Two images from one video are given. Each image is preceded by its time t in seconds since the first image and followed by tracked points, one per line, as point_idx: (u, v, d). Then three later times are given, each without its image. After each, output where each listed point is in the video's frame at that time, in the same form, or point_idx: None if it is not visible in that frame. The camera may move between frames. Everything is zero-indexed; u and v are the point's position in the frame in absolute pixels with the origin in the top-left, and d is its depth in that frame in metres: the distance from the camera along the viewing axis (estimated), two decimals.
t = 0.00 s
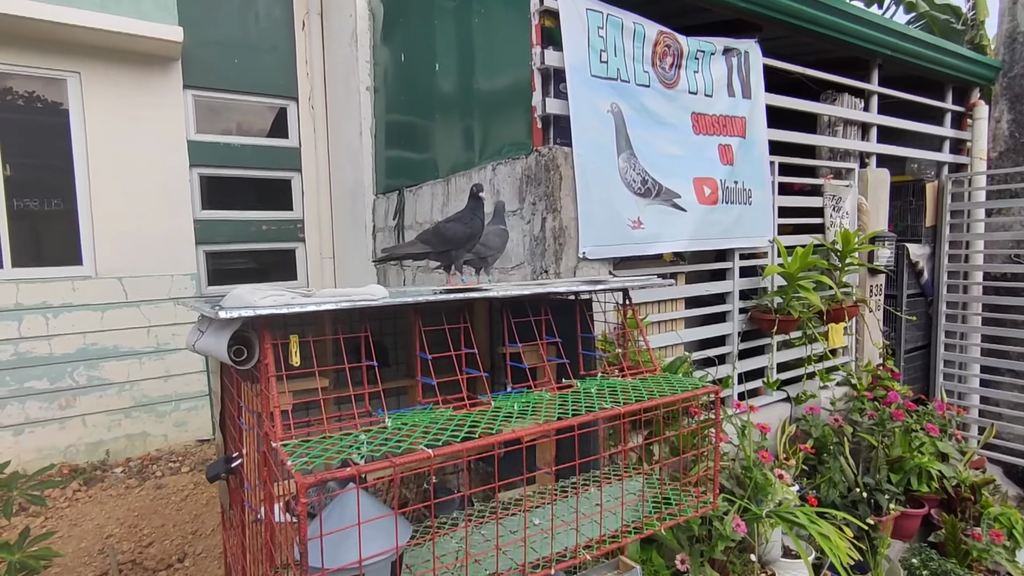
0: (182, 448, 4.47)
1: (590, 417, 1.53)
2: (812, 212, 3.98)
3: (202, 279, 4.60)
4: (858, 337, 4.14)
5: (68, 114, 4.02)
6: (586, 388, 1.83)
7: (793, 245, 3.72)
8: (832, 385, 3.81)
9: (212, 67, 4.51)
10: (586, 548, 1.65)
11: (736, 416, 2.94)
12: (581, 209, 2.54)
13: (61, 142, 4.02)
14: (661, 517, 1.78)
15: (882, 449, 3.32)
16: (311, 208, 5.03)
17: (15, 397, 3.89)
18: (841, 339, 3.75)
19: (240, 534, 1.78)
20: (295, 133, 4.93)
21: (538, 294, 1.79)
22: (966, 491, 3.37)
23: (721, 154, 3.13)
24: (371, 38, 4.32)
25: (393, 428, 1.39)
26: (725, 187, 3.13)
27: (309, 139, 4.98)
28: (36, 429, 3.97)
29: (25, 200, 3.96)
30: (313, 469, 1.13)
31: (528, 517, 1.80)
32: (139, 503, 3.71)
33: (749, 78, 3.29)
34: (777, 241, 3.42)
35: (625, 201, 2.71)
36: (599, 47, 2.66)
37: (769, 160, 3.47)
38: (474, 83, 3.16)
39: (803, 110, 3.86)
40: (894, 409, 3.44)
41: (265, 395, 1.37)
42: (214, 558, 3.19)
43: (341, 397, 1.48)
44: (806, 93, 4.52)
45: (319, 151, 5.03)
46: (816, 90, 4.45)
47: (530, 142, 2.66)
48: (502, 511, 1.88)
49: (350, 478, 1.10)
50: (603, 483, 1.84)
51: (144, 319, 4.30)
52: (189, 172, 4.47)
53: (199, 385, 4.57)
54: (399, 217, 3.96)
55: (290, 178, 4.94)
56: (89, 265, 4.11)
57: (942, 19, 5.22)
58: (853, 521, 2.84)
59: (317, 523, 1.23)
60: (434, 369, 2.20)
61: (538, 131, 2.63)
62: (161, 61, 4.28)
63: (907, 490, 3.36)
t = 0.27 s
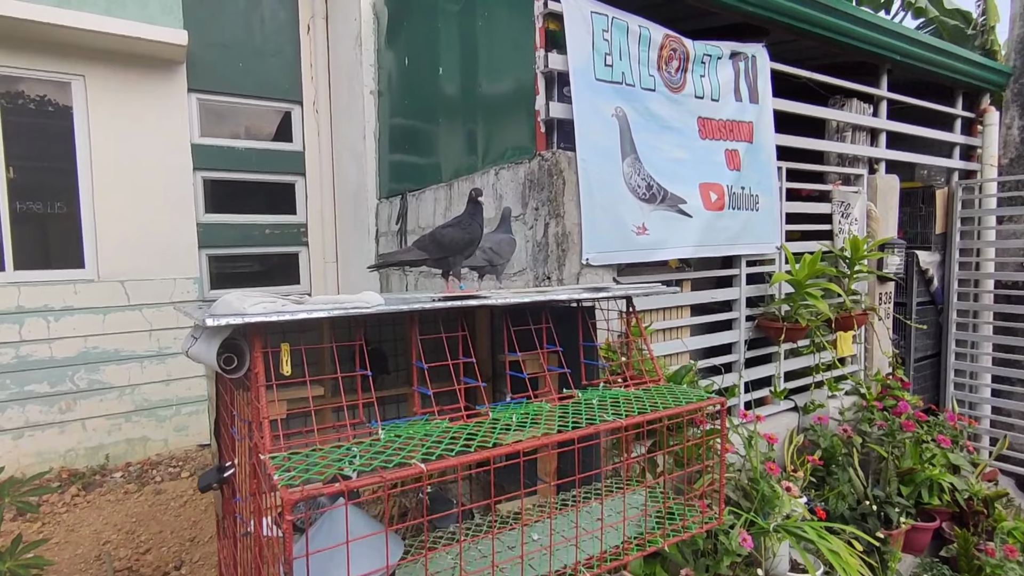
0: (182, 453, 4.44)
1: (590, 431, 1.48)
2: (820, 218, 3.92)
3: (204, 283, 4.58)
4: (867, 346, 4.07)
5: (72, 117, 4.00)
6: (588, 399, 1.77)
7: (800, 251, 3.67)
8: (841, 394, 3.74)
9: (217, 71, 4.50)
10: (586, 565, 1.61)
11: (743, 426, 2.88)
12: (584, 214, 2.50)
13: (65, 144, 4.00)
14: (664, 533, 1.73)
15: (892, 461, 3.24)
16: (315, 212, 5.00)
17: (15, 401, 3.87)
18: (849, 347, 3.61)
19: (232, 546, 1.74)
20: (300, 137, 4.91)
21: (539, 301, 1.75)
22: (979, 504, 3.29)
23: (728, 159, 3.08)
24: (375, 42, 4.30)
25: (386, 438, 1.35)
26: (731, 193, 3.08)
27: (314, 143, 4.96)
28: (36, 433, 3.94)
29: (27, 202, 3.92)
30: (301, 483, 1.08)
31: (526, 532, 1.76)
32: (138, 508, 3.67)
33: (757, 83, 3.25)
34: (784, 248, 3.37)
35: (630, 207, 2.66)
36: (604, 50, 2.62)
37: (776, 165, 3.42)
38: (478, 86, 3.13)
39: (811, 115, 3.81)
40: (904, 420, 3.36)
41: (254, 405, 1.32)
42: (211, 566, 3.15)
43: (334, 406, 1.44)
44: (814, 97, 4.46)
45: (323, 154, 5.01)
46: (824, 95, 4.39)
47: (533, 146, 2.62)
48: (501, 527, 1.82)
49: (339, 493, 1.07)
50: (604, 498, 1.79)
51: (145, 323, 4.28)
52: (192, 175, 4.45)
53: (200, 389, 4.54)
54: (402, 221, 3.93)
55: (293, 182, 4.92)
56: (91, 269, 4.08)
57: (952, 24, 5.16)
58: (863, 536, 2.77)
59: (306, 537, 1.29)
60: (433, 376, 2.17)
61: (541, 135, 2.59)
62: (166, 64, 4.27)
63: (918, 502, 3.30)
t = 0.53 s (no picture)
0: (177, 459, 4.37)
1: (590, 446, 1.40)
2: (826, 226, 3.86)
3: (201, 287, 4.52)
4: (873, 356, 4.00)
5: (69, 117, 3.94)
6: (589, 413, 1.70)
7: (806, 259, 3.60)
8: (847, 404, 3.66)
9: (216, 73, 4.45)
10: None
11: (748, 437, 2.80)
12: (586, 220, 2.44)
13: (61, 146, 3.93)
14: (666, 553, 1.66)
15: (900, 474, 3.17)
16: (314, 215, 4.95)
17: (6, 406, 3.82)
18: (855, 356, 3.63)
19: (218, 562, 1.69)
20: (300, 141, 4.86)
21: (539, 310, 1.69)
22: (988, 519, 3.21)
23: (733, 165, 3.03)
24: (377, 45, 4.26)
25: (376, 453, 1.28)
26: (737, 199, 3.02)
27: (314, 146, 4.90)
28: (26, 440, 3.89)
29: (22, 204, 3.87)
30: (282, 502, 1.02)
31: (522, 553, 1.71)
32: (128, 517, 3.60)
33: (763, 88, 3.20)
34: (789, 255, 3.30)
35: (632, 212, 2.60)
36: (607, 53, 2.57)
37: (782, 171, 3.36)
38: (479, 89, 3.07)
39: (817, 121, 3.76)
40: (912, 431, 3.29)
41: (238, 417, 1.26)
42: None
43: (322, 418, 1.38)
44: (819, 103, 4.41)
45: (323, 158, 4.95)
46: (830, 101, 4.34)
47: (535, 149, 2.56)
48: (496, 548, 1.77)
49: (321, 514, 1.00)
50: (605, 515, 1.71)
51: (140, 327, 4.21)
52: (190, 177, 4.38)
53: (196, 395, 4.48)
54: (401, 226, 3.89)
55: (293, 186, 4.87)
56: (86, 273, 4.04)
57: (959, 31, 5.12)
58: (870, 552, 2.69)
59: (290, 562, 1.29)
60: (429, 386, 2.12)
61: (543, 138, 2.54)
62: (166, 66, 4.20)
63: (926, 517, 3.21)
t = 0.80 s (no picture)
0: (176, 465, 4.32)
1: (583, 465, 1.33)
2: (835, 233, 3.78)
3: (203, 291, 4.47)
4: (884, 367, 3.91)
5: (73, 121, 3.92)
6: (586, 428, 1.64)
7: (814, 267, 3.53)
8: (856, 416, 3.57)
9: (220, 77, 4.42)
10: None
11: (753, 450, 2.73)
12: (587, 227, 2.38)
13: (64, 149, 3.91)
14: None
15: (911, 489, 3.08)
16: (317, 220, 4.91)
17: (6, 409, 3.77)
18: (864, 366, 3.60)
19: None
20: (303, 145, 4.83)
21: (535, 320, 1.62)
22: (1003, 536, 3.09)
23: (739, 171, 2.96)
24: (379, 49, 4.24)
25: (358, 471, 1.22)
26: (742, 206, 2.95)
27: (317, 151, 4.86)
28: (25, 444, 3.84)
29: (25, 208, 3.86)
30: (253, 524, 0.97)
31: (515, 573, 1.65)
32: (124, 523, 3.54)
33: (769, 92, 3.14)
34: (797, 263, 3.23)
35: (634, 219, 2.54)
36: (610, 57, 2.52)
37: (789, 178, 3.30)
38: (480, 95, 3.02)
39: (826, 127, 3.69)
40: (924, 444, 3.21)
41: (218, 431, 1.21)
42: None
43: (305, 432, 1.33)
44: (828, 108, 4.33)
45: (327, 163, 4.90)
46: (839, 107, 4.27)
47: (535, 155, 2.51)
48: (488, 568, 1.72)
49: (293, 540, 0.94)
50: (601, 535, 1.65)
51: (142, 331, 4.16)
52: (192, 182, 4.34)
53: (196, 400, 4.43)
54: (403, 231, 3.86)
55: (296, 191, 4.84)
56: (88, 276, 4.00)
57: (971, 35, 5.04)
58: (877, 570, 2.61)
59: None
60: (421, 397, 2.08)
61: (544, 143, 2.49)
62: (170, 70, 4.17)
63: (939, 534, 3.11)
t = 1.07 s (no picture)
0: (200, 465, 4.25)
1: (583, 478, 1.27)
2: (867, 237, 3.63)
3: (226, 294, 4.39)
4: (918, 376, 3.73)
5: (103, 124, 3.89)
6: (591, 438, 1.56)
7: (843, 272, 3.40)
8: (888, 428, 3.42)
9: (244, 83, 4.39)
10: None
11: (774, 461, 2.62)
12: (601, 230, 2.32)
13: (95, 153, 3.88)
14: None
15: (946, 505, 2.91)
16: (338, 223, 4.80)
17: (38, 406, 3.69)
18: (898, 378, 3.35)
19: None
20: (324, 149, 4.75)
21: (538, 326, 1.57)
22: None
23: (762, 172, 2.86)
24: (400, 53, 4.25)
25: (348, 479, 1.19)
26: (766, 209, 2.85)
27: (338, 155, 4.79)
28: (57, 440, 3.75)
29: (58, 211, 3.81)
30: (232, 533, 0.95)
31: None
32: (149, 520, 3.47)
33: (795, 90, 3.03)
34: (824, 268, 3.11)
35: (651, 221, 2.47)
36: (626, 55, 2.46)
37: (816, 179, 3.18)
38: (497, 97, 2.97)
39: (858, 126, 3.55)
40: (962, 459, 3.04)
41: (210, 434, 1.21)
42: None
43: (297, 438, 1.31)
44: (860, 107, 4.16)
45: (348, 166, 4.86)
46: (870, 107, 4.11)
47: (549, 156, 2.46)
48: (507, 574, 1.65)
49: (268, 553, 0.91)
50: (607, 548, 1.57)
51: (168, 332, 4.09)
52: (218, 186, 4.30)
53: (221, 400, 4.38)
54: (421, 233, 3.86)
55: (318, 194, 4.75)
56: (116, 278, 3.93)
57: (1015, 30, 4.84)
58: None
59: None
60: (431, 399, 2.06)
61: (558, 144, 2.44)
62: (198, 76, 4.16)
63: (975, 554, 2.89)
